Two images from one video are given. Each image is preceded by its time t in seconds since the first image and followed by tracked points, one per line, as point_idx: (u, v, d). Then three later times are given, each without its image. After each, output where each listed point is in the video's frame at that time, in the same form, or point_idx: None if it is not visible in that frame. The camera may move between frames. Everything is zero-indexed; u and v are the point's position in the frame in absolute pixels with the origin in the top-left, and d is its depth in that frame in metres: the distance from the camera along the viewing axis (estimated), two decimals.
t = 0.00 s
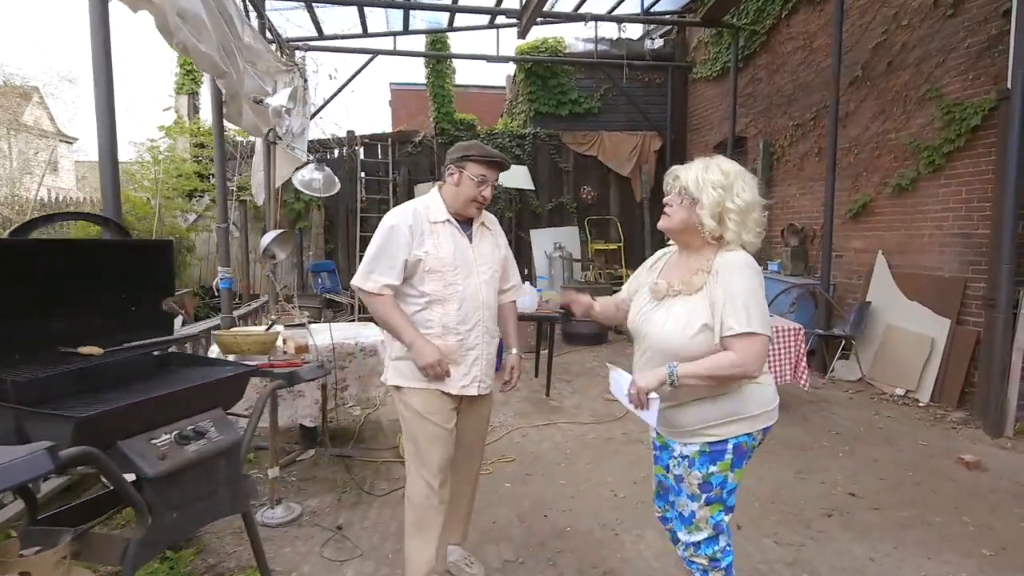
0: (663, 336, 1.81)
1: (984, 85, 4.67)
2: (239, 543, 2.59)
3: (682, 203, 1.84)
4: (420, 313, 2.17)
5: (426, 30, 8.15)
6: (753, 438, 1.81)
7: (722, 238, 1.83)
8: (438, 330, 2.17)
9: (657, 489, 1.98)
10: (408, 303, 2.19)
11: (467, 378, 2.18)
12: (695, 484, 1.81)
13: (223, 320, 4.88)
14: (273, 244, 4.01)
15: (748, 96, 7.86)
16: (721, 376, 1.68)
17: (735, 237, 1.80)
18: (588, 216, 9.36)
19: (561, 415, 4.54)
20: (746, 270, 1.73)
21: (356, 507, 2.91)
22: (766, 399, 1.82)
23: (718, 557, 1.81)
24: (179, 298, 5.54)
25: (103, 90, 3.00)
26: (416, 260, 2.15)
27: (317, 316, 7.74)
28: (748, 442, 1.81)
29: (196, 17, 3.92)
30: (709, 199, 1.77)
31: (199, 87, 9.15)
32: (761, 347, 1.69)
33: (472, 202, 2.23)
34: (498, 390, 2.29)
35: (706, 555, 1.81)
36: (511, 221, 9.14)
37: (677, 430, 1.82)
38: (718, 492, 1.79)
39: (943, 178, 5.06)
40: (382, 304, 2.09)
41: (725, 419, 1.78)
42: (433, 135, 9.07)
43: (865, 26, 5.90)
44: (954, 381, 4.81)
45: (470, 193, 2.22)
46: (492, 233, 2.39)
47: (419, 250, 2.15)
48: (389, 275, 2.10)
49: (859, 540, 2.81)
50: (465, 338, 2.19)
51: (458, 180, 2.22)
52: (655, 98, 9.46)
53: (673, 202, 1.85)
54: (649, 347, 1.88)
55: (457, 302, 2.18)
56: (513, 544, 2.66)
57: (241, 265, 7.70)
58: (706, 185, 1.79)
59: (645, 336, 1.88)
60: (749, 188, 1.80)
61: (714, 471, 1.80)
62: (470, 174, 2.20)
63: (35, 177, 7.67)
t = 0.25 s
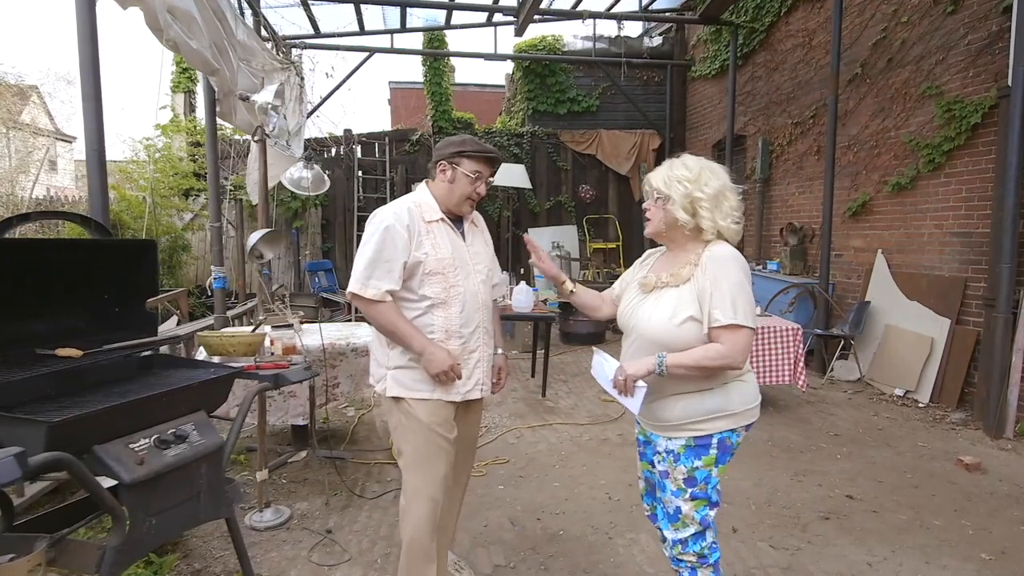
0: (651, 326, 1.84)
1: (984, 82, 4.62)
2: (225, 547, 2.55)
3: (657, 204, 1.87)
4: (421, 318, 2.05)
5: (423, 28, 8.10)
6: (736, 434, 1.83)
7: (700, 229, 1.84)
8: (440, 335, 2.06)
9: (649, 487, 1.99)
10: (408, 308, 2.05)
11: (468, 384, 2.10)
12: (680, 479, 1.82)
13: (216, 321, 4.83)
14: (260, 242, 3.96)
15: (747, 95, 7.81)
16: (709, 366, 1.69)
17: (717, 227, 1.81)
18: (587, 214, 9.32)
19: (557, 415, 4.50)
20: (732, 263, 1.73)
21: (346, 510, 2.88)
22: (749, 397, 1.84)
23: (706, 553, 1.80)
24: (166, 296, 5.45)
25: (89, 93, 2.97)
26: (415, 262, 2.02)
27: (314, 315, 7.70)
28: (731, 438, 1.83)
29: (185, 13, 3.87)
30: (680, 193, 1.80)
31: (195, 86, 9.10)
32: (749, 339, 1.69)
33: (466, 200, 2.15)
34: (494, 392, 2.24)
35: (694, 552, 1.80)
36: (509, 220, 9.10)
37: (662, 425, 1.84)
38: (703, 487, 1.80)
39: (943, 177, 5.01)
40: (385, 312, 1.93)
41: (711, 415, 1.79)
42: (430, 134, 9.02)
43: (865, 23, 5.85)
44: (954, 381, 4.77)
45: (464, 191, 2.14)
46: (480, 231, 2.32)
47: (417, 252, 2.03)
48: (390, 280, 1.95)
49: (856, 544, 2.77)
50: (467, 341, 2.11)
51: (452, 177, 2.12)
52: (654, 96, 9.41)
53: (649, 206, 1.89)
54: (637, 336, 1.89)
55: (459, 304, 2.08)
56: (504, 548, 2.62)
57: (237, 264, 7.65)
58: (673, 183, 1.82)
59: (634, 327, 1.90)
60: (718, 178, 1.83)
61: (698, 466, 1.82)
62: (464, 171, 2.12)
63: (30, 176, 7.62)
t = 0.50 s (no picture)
0: (643, 327, 1.80)
1: (985, 81, 4.58)
2: (214, 551, 2.52)
3: (635, 211, 1.84)
4: (423, 323, 1.98)
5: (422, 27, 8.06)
6: (732, 426, 1.82)
7: (681, 228, 1.81)
8: (443, 341, 2.00)
9: (645, 483, 1.97)
10: (407, 313, 1.97)
11: (469, 389, 2.07)
12: (675, 470, 1.80)
13: (211, 321, 4.80)
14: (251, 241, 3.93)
15: (747, 94, 7.77)
16: (699, 361, 1.67)
17: (696, 222, 1.80)
18: (586, 214, 9.28)
19: (554, 417, 4.46)
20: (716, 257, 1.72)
21: (338, 513, 2.84)
22: (743, 389, 1.82)
23: (699, 545, 1.80)
24: (149, 300, 5.25)
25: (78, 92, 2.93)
26: (418, 264, 1.95)
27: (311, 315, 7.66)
28: (727, 431, 1.82)
29: (178, 11, 3.84)
30: (654, 196, 1.78)
31: (192, 85, 9.06)
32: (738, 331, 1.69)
33: (462, 197, 2.09)
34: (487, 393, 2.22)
35: (688, 544, 1.80)
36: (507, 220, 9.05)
37: (659, 420, 1.82)
38: (698, 479, 1.78)
39: (943, 176, 4.97)
40: (387, 320, 1.85)
41: (707, 408, 1.77)
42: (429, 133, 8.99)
43: (865, 21, 5.81)
44: (954, 384, 4.73)
45: (460, 188, 2.07)
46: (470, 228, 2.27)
47: (420, 253, 1.95)
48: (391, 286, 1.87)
49: (854, 549, 2.73)
50: (468, 344, 2.07)
51: (448, 174, 2.05)
52: (654, 95, 9.36)
53: (627, 214, 1.86)
54: (630, 339, 1.85)
55: (462, 307, 2.04)
56: (497, 553, 2.58)
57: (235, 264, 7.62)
58: (646, 188, 1.80)
59: (625, 329, 1.86)
60: (687, 174, 1.81)
61: (694, 457, 1.80)
62: (460, 167, 2.05)
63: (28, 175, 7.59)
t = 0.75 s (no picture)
0: (643, 327, 1.76)
1: (985, 79, 4.55)
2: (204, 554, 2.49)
3: (625, 215, 1.81)
4: (427, 329, 1.94)
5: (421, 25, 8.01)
6: (737, 420, 1.79)
7: (671, 228, 1.79)
8: (443, 348, 1.97)
9: (644, 484, 1.93)
10: (408, 320, 1.92)
11: (463, 395, 2.06)
12: (681, 466, 1.77)
13: (206, 321, 4.78)
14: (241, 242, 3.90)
15: (746, 93, 7.73)
16: (700, 356, 1.65)
17: (687, 221, 1.78)
18: (585, 214, 9.25)
19: (551, 418, 4.43)
20: (708, 249, 1.71)
21: (331, 516, 2.81)
22: (746, 383, 1.81)
23: (704, 541, 1.77)
24: (143, 300, 5.19)
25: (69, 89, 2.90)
26: (424, 270, 1.90)
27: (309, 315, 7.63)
28: (733, 425, 1.79)
29: (172, 9, 3.81)
30: (643, 198, 1.75)
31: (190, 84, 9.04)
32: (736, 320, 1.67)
33: (460, 198, 2.06)
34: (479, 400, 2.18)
35: (694, 541, 1.77)
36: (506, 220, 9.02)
37: (661, 417, 1.78)
38: (702, 473, 1.76)
39: (944, 176, 4.94)
40: (394, 332, 1.78)
41: (713, 404, 1.75)
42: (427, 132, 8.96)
43: (865, 20, 5.77)
44: (955, 385, 4.69)
45: (460, 188, 2.04)
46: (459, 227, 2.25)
47: (426, 259, 1.91)
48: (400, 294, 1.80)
49: (853, 553, 2.70)
50: (466, 350, 2.06)
51: (448, 173, 2.01)
52: (653, 94, 9.32)
53: (618, 220, 1.83)
54: (632, 343, 1.82)
55: (462, 314, 2.02)
56: (491, 557, 2.55)
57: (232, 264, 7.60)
58: (635, 192, 1.77)
59: (626, 333, 1.83)
60: (673, 174, 1.80)
61: (700, 453, 1.76)
62: (460, 167, 2.02)
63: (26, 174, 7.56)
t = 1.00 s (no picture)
0: (653, 329, 1.73)
1: (986, 78, 4.51)
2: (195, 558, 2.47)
3: (638, 210, 1.78)
4: (424, 335, 1.91)
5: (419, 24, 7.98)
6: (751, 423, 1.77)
7: (683, 228, 1.76)
8: (442, 353, 1.95)
9: (649, 490, 1.88)
10: (405, 325, 1.89)
11: (460, 399, 2.06)
12: (704, 476, 1.73)
13: (202, 321, 4.75)
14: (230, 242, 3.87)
15: (746, 92, 7.70)
16: (710, 360, 1.62)
17: (700, 224, 1.76)
18: (585, 213, 9.22)
19: (549, 419, 4.41)
20: (719, 250, 1.68)
21: (324, 518, 2.79)
22: (757, 386, 1.78)
23: (731, 540, 1.76)
24: (139, 300, 5.17)
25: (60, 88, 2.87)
26: (422, 275, 1.87)
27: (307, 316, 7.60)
28: (748, 428, 1.77)
29: (166, 7, 3.78)
30: (659, 194, 1.72)
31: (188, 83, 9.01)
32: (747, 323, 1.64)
33: (457, 199, 2.02)
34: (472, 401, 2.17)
35: (722, 541, 1.75)
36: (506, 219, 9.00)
37: (675, 425, 1.75)
38: (724, 478, 1.74)
39: (944, 176, 4.90)
40: (388, 341, 1.76)
41: (727, 409, 1.72)
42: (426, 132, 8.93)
43: (865, 19, 5.73)
44: (955, 387, 4.66)
45: (457, 189, 2.00)
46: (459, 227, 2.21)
47: (423, 264, 1.88)
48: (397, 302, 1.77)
49: (852, 556, 2.67)
50: (464, 353, 2.04)
51: (444, 175, 1.97)
52: (653, 93, 9.29)
53: (631, 213, 1.79)
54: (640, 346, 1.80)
55: (461, 319, 1.99)
56: (484, 561, 2.52)
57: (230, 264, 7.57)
58: (652, 187, 1.74)
59: (633, 334, 1.80)
60: (690, 174, 1.77)
61: (721, 460, 1.74)
62: (455, 169, 1.98)
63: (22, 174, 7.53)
